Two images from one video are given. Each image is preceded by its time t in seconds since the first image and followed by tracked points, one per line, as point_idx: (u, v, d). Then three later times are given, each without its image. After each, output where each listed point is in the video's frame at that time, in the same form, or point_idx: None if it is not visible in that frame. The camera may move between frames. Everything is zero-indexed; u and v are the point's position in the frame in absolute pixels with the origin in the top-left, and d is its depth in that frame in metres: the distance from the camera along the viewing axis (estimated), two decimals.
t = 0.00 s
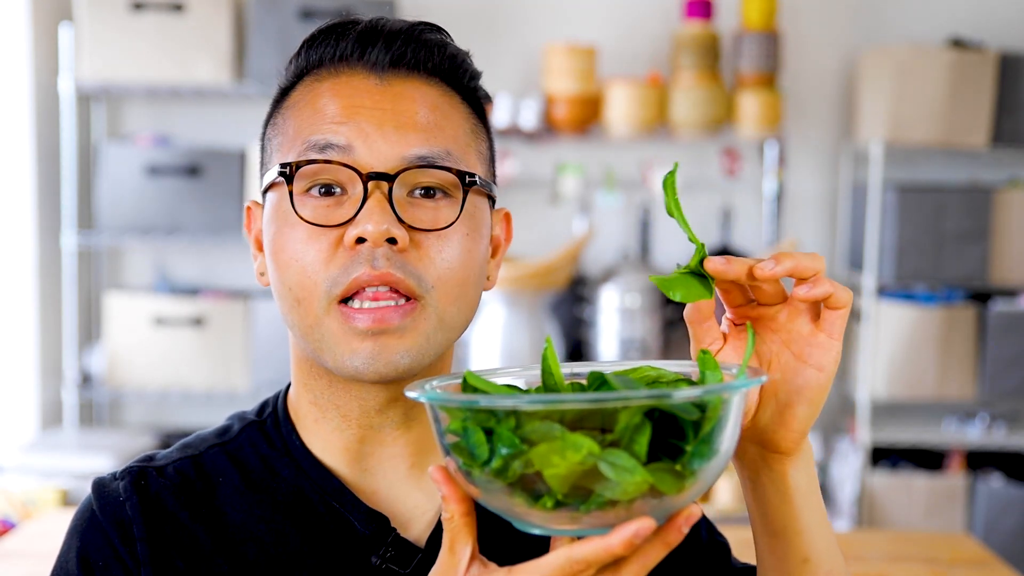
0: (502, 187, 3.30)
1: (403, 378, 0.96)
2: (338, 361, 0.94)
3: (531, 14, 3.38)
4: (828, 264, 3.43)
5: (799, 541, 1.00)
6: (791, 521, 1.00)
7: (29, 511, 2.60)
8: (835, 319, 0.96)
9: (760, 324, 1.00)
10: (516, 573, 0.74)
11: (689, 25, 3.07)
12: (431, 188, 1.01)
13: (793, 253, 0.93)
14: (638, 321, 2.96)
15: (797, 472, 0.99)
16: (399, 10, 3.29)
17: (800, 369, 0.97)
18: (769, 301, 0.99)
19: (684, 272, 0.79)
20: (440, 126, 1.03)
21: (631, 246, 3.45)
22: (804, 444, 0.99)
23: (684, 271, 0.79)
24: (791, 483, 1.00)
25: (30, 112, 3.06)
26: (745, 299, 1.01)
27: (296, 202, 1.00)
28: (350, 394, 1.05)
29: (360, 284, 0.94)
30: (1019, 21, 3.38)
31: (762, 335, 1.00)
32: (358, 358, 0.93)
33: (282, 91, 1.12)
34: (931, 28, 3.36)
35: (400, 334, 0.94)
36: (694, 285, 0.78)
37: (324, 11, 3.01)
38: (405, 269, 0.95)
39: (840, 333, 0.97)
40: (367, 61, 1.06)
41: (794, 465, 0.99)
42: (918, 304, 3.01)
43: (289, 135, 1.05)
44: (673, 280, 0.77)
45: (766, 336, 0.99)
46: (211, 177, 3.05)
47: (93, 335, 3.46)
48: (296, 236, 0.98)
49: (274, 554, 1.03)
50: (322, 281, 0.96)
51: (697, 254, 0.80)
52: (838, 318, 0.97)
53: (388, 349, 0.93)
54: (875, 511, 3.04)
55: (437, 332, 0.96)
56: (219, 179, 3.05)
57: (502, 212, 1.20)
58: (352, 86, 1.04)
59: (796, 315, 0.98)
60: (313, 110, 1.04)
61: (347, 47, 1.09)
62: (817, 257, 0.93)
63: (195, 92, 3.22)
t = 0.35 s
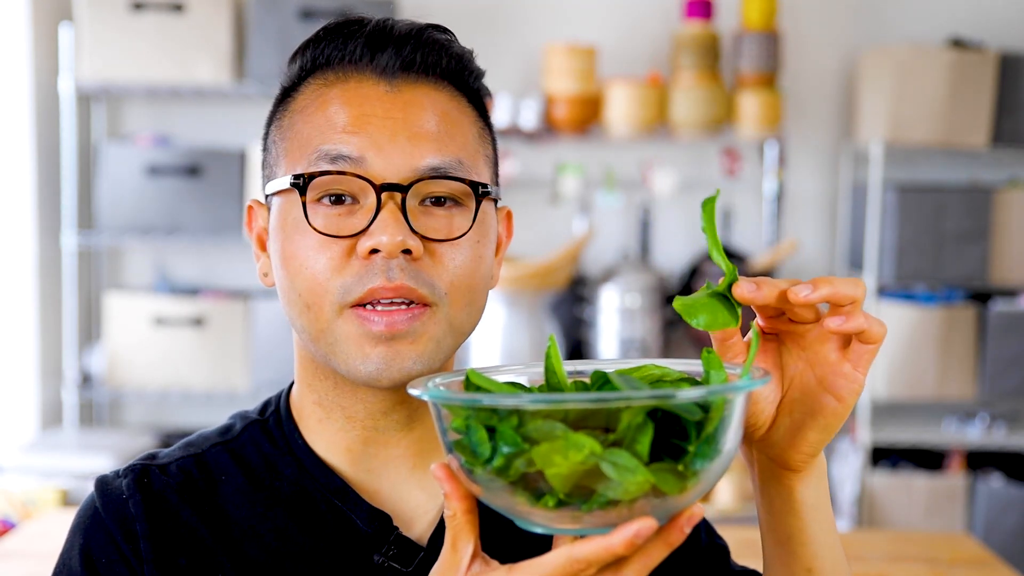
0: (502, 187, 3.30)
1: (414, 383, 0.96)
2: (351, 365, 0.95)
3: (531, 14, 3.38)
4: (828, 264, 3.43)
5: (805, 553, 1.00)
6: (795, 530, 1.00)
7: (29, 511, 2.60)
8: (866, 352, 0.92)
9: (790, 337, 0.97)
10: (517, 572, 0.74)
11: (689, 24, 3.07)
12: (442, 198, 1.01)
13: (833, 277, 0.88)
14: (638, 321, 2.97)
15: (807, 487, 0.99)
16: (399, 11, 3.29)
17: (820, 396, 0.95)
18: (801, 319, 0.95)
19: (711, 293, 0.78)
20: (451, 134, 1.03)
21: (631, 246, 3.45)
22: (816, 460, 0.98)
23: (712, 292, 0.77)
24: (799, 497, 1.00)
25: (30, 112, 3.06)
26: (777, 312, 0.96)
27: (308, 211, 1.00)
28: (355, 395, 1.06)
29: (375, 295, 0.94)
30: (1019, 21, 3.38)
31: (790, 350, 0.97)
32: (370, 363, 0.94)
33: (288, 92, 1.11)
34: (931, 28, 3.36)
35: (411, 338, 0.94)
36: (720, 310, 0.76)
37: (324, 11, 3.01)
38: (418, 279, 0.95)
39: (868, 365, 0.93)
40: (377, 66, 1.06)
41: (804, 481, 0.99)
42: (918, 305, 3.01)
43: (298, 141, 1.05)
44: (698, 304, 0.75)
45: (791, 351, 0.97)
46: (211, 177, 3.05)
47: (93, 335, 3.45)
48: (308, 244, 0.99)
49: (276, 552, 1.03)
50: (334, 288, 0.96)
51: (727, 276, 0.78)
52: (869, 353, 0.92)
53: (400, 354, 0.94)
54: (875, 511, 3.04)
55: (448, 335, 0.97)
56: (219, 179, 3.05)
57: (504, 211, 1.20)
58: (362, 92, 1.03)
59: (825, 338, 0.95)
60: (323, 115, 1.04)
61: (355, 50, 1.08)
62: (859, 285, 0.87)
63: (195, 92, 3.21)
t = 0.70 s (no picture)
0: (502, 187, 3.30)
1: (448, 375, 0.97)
2: (387, 360, 0.95)
3: (531, 14, 3.38)
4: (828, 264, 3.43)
5: (790, 553, 1.00)
6: (779, 531, 1.00)
7: (29, 510, 2.60)
8: (825, 344, 0.94)
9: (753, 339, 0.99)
10: (518, 573, 0.74)
11: (690, 25, 3.07)
12: (460, 192, 1.01)
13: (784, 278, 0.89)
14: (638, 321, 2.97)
15: (787, 487, 1.00)
16: (399, 11, 3.29)
17: (789, 391, 0.96)
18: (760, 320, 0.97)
19: (665, 304, 0.79)
20: (464, 132, 1.04)
21: (631, 246, 3.45)
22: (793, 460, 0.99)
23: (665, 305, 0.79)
24: (780, 496, 1.00)
25: (30, 111, 3.06)
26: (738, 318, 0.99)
27: (334, 210, 0.99)
28: (367, 396, 1.06)
29: (410, 291, 0.94)
30: (1019, 21, 3.38)
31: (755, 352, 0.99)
32: (406, 355, 0.94)
33: (293, 93, 1.11)
34: (931, 28, 3.36)
35: (444, 330, 0.94)
36: (673, 321, 0.77)
37: (324, 11, 3.01)
38: (449, 272, 0.96)
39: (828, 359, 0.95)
40: (388, 66, 1.07)
41: (784, 481, 0.99)
42: (918, 304, 3.01)
43: (311, 142, 1.05)
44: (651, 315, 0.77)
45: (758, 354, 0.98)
46: (211, 177, 3.05)
47: (93, 335, 3.45)
48: (331, 245, 0.99)
49: (277, 552, 1.03)
50: (366, 289, 0.97)
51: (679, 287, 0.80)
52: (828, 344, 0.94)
53: (434, 345, 0.94)
54: (875, 511, 3.04)
55: (475, 325, 0.98)
56: (219, 179, 3.05)
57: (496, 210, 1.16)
58: (376, 91, 1.04)
59: (787, 336, 0.97)
60: (337, 116, 1.04)
61: (363, 50, 1.09)
62: (808, 281, 0.90)
63: (195, 92, 3.21)
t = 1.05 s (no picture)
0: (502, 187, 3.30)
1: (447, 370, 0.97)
2: (383, 356, 0.95)
3: (531, 14, 3.38)
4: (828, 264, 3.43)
5: (803, 552, 1.01)
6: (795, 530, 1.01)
7: (29, 511, 2.60)
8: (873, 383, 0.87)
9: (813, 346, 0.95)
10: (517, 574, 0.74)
11: (690, 25, 3.07)
12: (456, 190, 1.01)
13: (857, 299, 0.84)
14: (638, 322, 2.97)
15: (808, 488, 0.99)
16: (399, 11, 3.29)
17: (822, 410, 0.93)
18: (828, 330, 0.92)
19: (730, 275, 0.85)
20: (457, 129, 1.04)
21: (631, 247, 3.45)
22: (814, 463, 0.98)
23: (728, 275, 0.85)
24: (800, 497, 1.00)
25: (29, 111, 3.06)
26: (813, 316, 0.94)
27: (329, 210, 1.00)
28: (368, 395, 1.05)
29: (405, 290, 0.94)
30: (1019, 21, 3.38)
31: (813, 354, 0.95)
32: (403, 351, 0.94)
33: (287, 94, 1.11)
34: (931, 28, 3.36)
35: (442, 324, 0.94)
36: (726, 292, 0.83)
37: (324, 12, 3.01)
38: (446, 271, 0.96)
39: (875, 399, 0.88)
40: (381, 65, 1.07)
41: (805, 482, 0.99)
42: (918, 305, 3.01)
43: (306, 142, 1.05)
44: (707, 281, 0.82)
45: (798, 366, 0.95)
46: (211, 177, 3.05)
47: (93, 335, 3.45)
48: (327, 246, 0.99)
49: (278, 553, 1.03)
50: (361, 288, 0.97)
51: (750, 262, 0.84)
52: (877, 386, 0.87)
53: (431, 339, 0.94)
54: (875, 512, 3.04)
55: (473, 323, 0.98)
56: (219, 179, 3.05)
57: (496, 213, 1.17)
58: (369, 91, 1.04)
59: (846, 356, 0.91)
60: (331, 116, 1.04)
61: (356, 49, 1.09)
62: (884, 314, 0.83)
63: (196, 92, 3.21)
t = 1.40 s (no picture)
0: (502, 187, 3.30)
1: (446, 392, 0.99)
2: (385, 380, 0.97)
3: (531, 14, 3.37)
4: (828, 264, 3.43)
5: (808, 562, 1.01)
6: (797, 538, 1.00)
7: (29, 511, 2.60)
8: (874, 377, 0.90)
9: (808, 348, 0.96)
10: None
11: (690, 25, 3.07)
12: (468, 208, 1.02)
13: (851, 297, 0.86)
14: (638, 322, 2.97)
15: (811, 497, 0.99)
16: (399, 11, 3.29)
17: (825, 411, 0.94)
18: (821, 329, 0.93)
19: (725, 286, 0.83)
20: (471, 147, 1.04)
21: (631, 247, 3.45)
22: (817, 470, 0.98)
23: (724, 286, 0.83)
24: (801, 504, 1.00)
25: (29, 112, 3.06)
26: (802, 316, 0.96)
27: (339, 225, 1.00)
28: (366, 405, 1.06)
29: (412, 310, 0.96)
30: (1020, 21, 3.38)
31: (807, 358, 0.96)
32: (405, 377, 0.96)
33: (303, 99, 1.11)
34: (931, 28, 3.36)
35: (446, 352, 0.96)
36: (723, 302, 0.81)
37: (324, 12, 3.01)
38: (454, 291, 0.97)
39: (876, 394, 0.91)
40: (398, 76, 1.06)
41: (807, 490, 0.99)
42: (918, 305, 3.01)
43: (320, 152, 1.05)
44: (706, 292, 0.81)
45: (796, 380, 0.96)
46: (211, 177, 3.05)
47: (93, 335, 3.45)
48: (334, 258, 1.00)
49: (274, 556, 1.03)
50: (367, 305, 0.98)
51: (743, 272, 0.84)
52: (877, 379, 0.90)
53: (433, 367, 0.95)
54: (875, 512, 3.04)
55: (474, 343, 1.00)
56: (219, 179, 3.05)
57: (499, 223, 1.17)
58: (386, 104, 1.04)
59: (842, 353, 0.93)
60: (346, 128, 1.03)
61: (374, 58, 1.08)
62: (877, 309, 0.86)
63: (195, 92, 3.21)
